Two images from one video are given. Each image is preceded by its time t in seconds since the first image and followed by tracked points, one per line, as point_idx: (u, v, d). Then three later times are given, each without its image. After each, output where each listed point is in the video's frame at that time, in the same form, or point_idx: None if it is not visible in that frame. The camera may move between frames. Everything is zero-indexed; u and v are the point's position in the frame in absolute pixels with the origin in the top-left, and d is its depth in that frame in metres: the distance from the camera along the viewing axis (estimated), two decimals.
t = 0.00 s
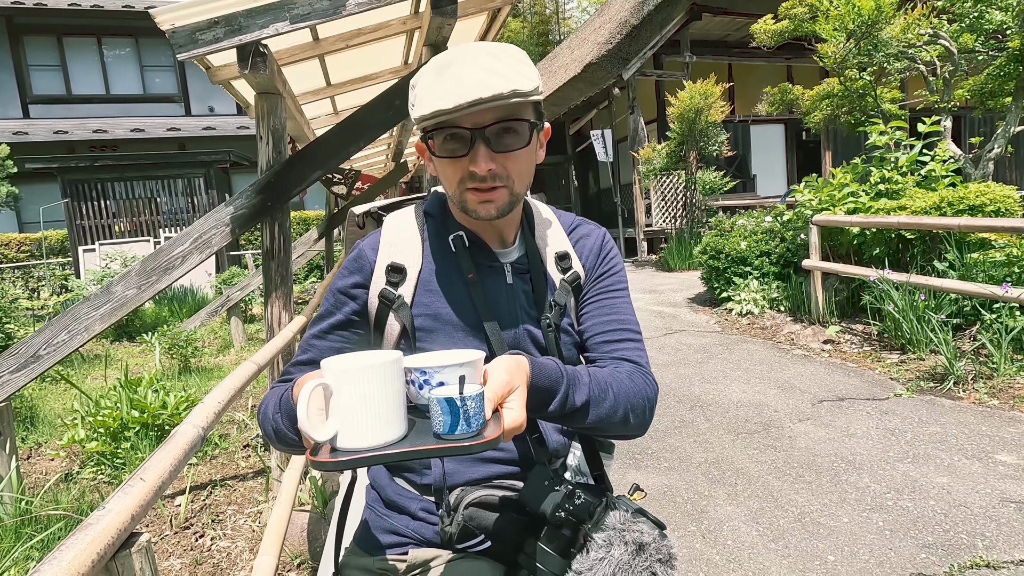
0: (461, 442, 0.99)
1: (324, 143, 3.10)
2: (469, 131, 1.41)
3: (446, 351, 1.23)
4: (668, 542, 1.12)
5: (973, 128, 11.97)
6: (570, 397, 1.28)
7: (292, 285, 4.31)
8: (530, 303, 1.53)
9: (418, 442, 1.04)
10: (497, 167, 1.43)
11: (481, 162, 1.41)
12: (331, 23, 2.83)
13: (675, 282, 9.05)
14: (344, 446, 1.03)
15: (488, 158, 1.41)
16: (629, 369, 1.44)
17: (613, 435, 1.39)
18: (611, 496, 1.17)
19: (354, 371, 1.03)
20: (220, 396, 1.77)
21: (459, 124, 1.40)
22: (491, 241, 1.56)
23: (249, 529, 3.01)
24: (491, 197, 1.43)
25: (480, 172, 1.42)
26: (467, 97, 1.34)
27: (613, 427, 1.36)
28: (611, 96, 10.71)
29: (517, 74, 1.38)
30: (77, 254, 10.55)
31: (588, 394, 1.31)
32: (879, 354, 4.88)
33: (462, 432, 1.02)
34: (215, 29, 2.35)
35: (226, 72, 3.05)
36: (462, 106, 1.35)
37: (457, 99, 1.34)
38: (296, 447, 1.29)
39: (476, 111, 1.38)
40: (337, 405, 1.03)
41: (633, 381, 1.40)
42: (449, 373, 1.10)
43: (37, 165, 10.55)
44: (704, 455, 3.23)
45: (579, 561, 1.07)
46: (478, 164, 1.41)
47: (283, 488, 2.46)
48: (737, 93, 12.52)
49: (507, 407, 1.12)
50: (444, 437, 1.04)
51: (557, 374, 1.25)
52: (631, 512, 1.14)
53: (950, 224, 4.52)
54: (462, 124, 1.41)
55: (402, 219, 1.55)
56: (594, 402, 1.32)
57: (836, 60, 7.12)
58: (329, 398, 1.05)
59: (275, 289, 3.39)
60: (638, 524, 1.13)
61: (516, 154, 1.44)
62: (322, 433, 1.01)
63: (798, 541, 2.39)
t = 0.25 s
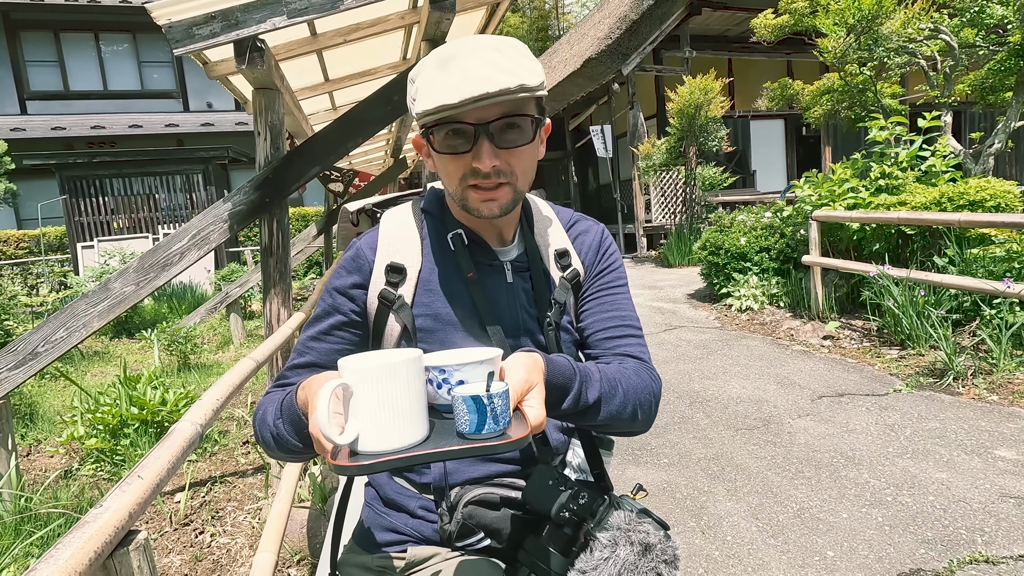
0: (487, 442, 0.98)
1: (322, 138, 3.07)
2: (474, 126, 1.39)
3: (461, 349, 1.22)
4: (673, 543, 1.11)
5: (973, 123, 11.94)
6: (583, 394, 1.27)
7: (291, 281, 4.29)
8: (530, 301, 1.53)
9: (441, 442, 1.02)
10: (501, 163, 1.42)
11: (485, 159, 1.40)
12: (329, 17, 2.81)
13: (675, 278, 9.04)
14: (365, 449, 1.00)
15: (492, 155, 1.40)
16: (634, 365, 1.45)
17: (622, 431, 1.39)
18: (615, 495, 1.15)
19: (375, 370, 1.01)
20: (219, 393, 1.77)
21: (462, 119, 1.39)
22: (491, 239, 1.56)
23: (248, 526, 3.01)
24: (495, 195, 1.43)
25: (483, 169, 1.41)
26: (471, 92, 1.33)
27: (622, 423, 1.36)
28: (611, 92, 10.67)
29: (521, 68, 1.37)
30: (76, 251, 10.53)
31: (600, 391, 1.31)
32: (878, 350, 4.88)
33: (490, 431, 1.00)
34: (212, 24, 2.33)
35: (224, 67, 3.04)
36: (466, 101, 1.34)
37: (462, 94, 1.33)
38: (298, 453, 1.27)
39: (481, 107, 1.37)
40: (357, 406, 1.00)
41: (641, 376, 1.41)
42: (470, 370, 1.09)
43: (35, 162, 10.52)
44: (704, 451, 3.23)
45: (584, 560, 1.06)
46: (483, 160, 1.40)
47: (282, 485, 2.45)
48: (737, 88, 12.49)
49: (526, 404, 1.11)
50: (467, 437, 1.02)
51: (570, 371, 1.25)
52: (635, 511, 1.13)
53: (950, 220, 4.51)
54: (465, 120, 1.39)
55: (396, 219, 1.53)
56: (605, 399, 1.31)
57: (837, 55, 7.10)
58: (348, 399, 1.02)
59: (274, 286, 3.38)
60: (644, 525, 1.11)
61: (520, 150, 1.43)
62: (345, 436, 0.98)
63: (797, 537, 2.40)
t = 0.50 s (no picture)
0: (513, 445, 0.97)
1: (320, 135, 3.07)
2: (476, 124, 1.38)
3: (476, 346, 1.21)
4: (680, 546, 1.11)
5: (974, 118, 11.91)
6: (598, 390, 1.29)
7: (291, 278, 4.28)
8: (532, 300, 1.53)
9: (465, 448, 0.99)
10: (504, 163, 1.41)
11: (488, 158, 1.39)
12: (327, 12, 2.79)
13: (675, 274, 9.03)
14: (387, 457, 0.97)
15: (495, 155, 1.39)
16: (642, 359, 1.45)
17: (633, 426, 1.40)
18: (621, 497, 1.15)
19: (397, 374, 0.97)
20: (217, 390, 1.76)
21: (465, 118, 1.37)
22: (493, 238, 1.55)
23: (248, 523, 3.01)
24: (498, 194, 1.42)
25: (487, 169, 1.40)
26: (474, 91, 1.31)
27: (632, 418, 1.37)
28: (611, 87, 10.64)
29: (525, 65, 1.35)
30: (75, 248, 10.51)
31: (614, 386, 1.32)
32: (879, 346, 4.88)
33: (516, 434, 1.00)
34: (209, 20, 2.32)
35: (221, 63, 3.02)
36: (470, 101, 1.33)
37: (466, 93, 1.32)
38: (301, 458, 1.27)
39: (484, 106, 1.35)
40: (378, 412, 0.97)
41: (651, 369, 1.41)
42: (490, 370, 1.08)
43: (33, 159, 10.50)
44: (704, 448, 3.23)
45: (591, 561, 1.06)
46: (486, 160, 1.39)
47: (281, 483, 2.44)
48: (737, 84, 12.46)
49: (547, 402, 1.10)
50: (490, 439, 1.01)
51: (583, 368, 1.26)
52: (642, 514, 1.13)
53: (951, 216, 4.50)
54: (468, 119, 1.37)
55: (393, 219, 1.51)
56: (618, 395, 1.32)
57: (837, 50, 7.08)
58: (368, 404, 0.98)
59: (274, 283, 3.37)
60: (651, 528, 1.11)
61: (523, 150, 1.42)
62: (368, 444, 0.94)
63: (798, 533, 2.39)
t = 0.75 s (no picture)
0: (537, 451, 0.96)
1: (319, 132, 3.04)
2: (477, 124, 1.36)
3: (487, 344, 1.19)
4: (684, 550, 1.11)
5: (975, 114, 11.88)
6: (610, 389, 1.29)
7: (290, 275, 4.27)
8: (534, 299, 1.52)
9: (486, 454, 0.97)
10: (505, 164, 1.40)
11: (488, 160, 1.38)
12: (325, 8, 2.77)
13: (676, 271, 9.01)
14: (410, 465, 0.93)
15: (496, 156, 1.38)
16: (647, 357, 1.45)
17: (640, 425, 1.41)
18: (626, 498, 1.16)
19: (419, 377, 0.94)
20: (215, 388, 1.75)
21: (465, 118, 1.36)
22: (495, 237, 1.54)
23: (248, 520, 3.00)
24: (498, 194, 1.41)
25: (487, 170, 1.38)
26: (475, 92, 1.30)
27: (639, 417, 1.37)
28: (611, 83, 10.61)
29: (529, 63, 1.33)
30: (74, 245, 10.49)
31: (624, 385, 1.33)
32: (879, 342, 4.87)
33: (541, 436, 0.99)
34: (206, 15, 2.30)
35: (219, 59, 3.00)
36: (471, 101, 1.31)
37: (467, 94, 1.30)
38: (307, 466, 1.27)
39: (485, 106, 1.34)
40: (400, 418, 0.93)
41: (658, 368, 1.41)
42: (509, 373, 1.07)
43: (32, 155, 10.47)
44: (704, 445, 3.23)
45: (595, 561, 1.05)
46: (486, 161, 1.38)
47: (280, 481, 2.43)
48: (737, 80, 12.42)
49: (565, 401, 1.11)
50: (514, 443, 1.00)
51: (595, 368, 1.27)
52: (646, 516, 1.13)
53: (952, 212, 4.48)
54: (469, 118, 1.36)
55: (393, 218, 1.49)
56: (629, 394, 1.33)
57: (839, 46, 7.05)
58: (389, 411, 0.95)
59: (272, 280, 3.36)
60: (655, 530, 1.11)
61: (525, 150, 1.41)
62: (392, 451, 0.90)
63: (798, 530, 2.39)
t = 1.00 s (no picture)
0: (572, 456, 0.94)
1: (317, 129, 3.02)
2: (477, 117, 1.34)
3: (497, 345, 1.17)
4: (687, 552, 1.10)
5: (977, 111, 11.83)
6: (619, 391, 1.29)
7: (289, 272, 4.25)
8: (534, 297, 1.50)
9: (510, 464, 0.95)
10: (505, 158, 1.38)
11: (489, 155, 1.36)
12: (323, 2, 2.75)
13: (677, 268, 8.99)
14: (432, 477, 0.91)
15: (496, 151, 1.36)
16: (650, 356, 1.44)
17: (644, 426, 1.39)
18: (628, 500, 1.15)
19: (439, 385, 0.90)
20: (212, 386, 1.73)
21: (465, 111, 1.34)
22: (494, 233, 1.53)
23: (247, 518, 2.99)
24: (497, 189, 1.39)
25: (487, 164, 1.36)
26: (476, 84, 1.27)
27: (643, 418, 1.35)
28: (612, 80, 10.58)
29: (531, 56, 1.31)
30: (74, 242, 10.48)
31: (633, 387, 1.32)
32: (881, 340, 4.85)
33: (569, 442, 0.97)
34: (203, 9, 2.27)
35: (217, 54, 2.98)
36: (472, 94, 1.28)
37: (468, 86, 1.27)
38: (309, 476, 1.25)
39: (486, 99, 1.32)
40: (422, 427, 0.90)
41: (663, 367, 1.41)
42: (527, 375, 1.05)
43: (31, 153, 10.45)
44: (705, 443, 3.21)
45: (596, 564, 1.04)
46: (487, 155, 1.36)
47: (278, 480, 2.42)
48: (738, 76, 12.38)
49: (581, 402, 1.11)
50: (542, 450, 0.98)
51: (606, 369, 1.26)
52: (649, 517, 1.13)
53: (955, 208, 4.45)
54: (469, 111, 1.34)
55: (391, 215, 1.47)
56: (637, 395, 1.32)
57: (841, 42, 7.01)
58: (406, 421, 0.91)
59: (271, 277, 3.34)
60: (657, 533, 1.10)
61: (526, 144, 1.39)
62: (413, 464, 0.87)
63: (799, 529, 2.37)
